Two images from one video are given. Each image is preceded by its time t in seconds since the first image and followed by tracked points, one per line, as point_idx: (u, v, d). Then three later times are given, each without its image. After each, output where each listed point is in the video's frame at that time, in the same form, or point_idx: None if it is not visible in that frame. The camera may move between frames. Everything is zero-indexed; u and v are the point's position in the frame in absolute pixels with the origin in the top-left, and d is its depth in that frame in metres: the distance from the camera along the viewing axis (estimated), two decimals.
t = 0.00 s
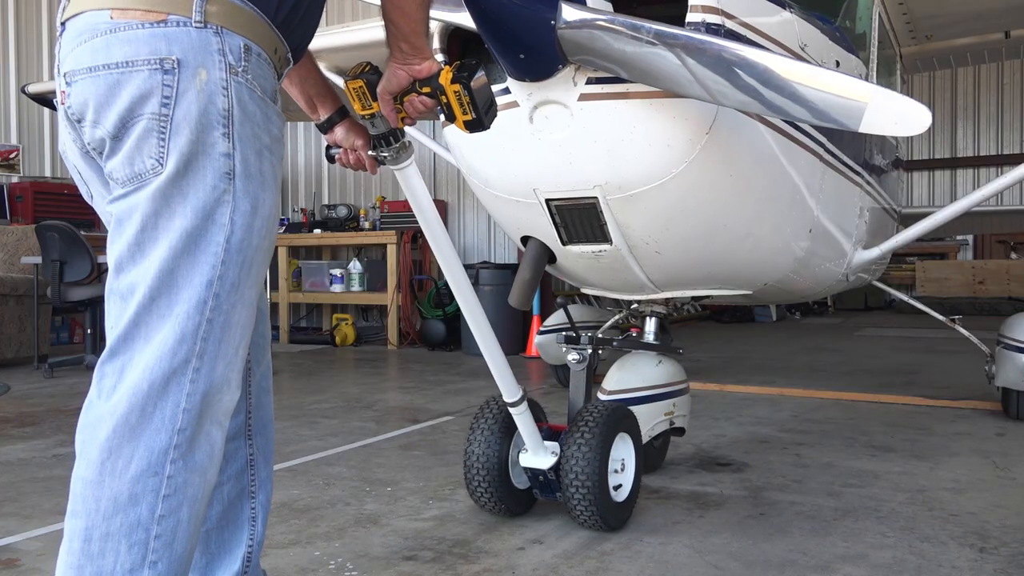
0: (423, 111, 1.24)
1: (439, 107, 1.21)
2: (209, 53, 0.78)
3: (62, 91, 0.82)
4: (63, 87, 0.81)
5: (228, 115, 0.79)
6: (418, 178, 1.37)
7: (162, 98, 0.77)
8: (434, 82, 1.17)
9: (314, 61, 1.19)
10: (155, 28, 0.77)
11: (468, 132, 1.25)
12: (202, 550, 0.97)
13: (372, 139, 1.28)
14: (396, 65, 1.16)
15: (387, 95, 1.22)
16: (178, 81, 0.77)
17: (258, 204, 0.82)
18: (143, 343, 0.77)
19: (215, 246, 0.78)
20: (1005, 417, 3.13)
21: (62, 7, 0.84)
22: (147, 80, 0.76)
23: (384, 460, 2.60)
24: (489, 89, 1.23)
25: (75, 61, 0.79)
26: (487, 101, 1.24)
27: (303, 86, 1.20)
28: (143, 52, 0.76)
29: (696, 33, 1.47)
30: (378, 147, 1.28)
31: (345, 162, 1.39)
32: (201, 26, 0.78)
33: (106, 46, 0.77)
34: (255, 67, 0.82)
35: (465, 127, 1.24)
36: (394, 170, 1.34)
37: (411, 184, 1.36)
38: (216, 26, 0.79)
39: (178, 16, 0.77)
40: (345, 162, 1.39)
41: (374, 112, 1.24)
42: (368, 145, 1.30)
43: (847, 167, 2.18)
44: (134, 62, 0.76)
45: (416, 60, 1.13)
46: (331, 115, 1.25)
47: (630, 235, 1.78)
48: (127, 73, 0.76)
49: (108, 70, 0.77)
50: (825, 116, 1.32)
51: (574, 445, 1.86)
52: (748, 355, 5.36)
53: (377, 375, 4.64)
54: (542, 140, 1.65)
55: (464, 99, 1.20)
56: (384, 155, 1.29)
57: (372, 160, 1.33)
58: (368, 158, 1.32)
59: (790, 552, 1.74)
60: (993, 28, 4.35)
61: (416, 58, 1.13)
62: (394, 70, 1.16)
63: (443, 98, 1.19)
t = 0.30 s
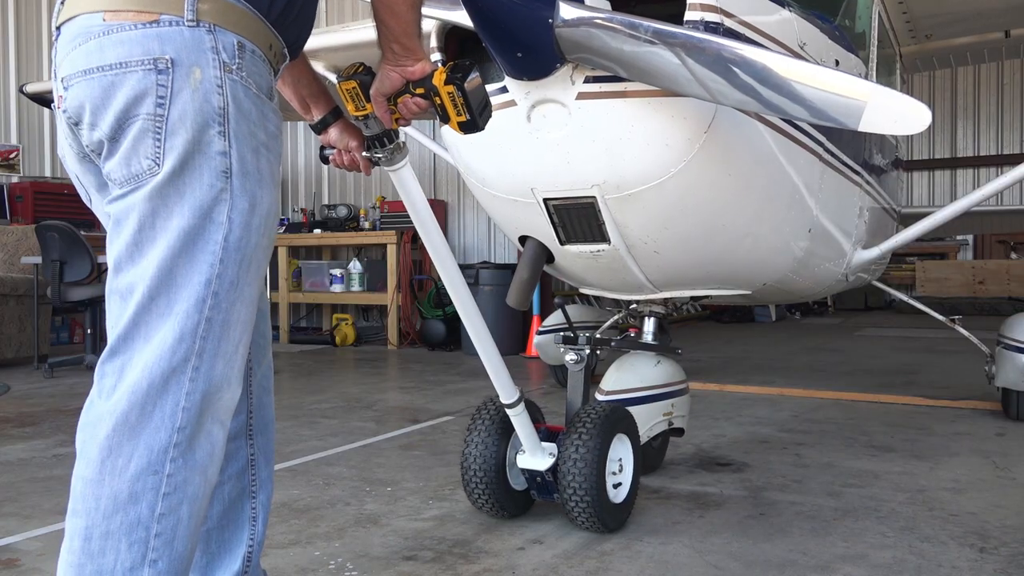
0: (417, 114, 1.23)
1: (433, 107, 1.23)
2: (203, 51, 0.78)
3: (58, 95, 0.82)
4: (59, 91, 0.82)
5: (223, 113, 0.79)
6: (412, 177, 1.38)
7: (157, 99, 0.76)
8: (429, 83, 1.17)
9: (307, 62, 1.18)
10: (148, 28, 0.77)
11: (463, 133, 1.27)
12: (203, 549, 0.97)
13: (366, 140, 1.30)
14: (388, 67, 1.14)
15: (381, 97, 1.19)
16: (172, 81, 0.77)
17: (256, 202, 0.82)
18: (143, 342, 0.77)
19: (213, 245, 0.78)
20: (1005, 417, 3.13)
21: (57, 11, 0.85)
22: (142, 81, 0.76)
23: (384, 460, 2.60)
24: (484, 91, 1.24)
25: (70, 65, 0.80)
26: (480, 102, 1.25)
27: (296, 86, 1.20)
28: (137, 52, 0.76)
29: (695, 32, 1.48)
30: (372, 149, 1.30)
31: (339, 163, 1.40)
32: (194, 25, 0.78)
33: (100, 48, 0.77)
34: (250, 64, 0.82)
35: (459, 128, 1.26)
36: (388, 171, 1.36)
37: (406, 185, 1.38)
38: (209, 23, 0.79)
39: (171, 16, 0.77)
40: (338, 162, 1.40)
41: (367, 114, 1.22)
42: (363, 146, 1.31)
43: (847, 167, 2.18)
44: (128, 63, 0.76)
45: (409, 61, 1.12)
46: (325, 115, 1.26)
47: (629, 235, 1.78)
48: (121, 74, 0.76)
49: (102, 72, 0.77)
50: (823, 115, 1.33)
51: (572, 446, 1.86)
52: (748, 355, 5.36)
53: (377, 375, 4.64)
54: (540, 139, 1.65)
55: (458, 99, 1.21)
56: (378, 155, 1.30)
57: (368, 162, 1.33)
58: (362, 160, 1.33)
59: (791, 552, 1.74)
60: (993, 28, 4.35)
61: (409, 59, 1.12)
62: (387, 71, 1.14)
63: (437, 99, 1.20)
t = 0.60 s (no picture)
0: (412, 111, 1.22)
1: (427, 105, 1.21)
2: (196, 48, 0.78)
3: (50, 93, 0.82)
4: (51, 89, 0.82)
5: (217, 109, 0.79)
6: (406, 176, 1.39)
7: (151, 95, 0.77)
8: (422, 80, 1.16)
9: (301, 60, 1.18)
10: (140, 24, 0.77)
11: (457, 131, 1.24)
12: (202, 551, 0.97)
13: (360, 139, 1.30)
14: (382, 64, 1.14)
15: (375, 95, 1.20)
16: (166, 77, 0.77)
17: (250, 200, 0.82)
18: (139, 341, 0.77)
19: (208, 243, 0.78)
20: (1005, 418, 3.13)
21: (48, 9, 0.85)
22: (134, 77, 0.76)
23: (384, 460, 2.60)
24: (479, 89, 1.23)
25: (62, 62, 0.80)
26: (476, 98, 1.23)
27: (290, 84, 1.19)
28: (129, 48, 0.76)
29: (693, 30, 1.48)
30: (367, 147, 1.29)
31: (333, 162, 1.38)
32: (187, 20, 0.78)
33: (92, 45, 0.77)
34: (243, 60, 0.82)
35: (454, 127, 1.24)
36: (383, 170, 1.36)
37: (400, 182, 1.38)
38: (202, 19, 0.79)
39: (163, 12, 0.77)
40: (333, 162, 1.38)
41: (361, 112, 1.23)
42: (357, 145, 1.30)
43: (847, 166, 2.18)
44: (120, 59, 0.76)
45: (403, 59, 1.13)
46: (319, 114, 1.25)
47: (627, 235, 1.78)
48: (114, 71, 0.76)
49: (95, 69, 0.77)
50: (822, 114, 1.33)
51: (569, 447, 1.86)
52: (749, 355, 5.36)
53: (377, 375, 4.64)
54: (537, 137, 1.65)
55: (453, 97, 1.19)
56: (372, 154, 1.30)
57: (362, 160, 1.31)
58: (356, 159, 1.32)
59: (791, 552, 1.74)
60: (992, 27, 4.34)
61: (402, 57, 1.12)
62: (382, 69, 1.15)
63: (431, 97, 1.19)
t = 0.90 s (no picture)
0: (407, 110, 1.21)
1: (423, 103, 1.20)
2: (189, 45, 0.78)
3: (42, 93, 0.82)
4: (42, 89, 0.82)
5: (211, 108, 0.79)
6: (403, 175, 1.36)
7: (144, 94, 0.77)
8: (417, 79, 1.17)
9: (296, 59, 1.20)
10: (132, 23, 0.77)
11: (452, 130, 1.24)
12: (201, 551, 0.97)
13: (356, 137, 1.29)
14: (377, 62, 1.14)
15: (370, 93, 1.19)
16: (158, 76, 0.77)
17: (245, 199, 0.82)
18: (134, 342, 0.77)
19: (203, 242, 0.78)
20: (1005, 418, 3.13)
21: (38, 10, 0.85)
22: (127, 76, 0.76)
23: (384, 460, 2.60)
24: (474, 88, 1.22)
25: (53, 62, 0.80)
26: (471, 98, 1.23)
27: (284, 83, 1.21)
28: (121, 47, 0.76)
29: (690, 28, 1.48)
30: (362, 146, 1.28)
31: (327, 160, 1.38)
32: (179, 18, 0.78)
33: (83, 44, 0.77)
34: (237, 57, 0.82)
35: (449, 125, 1.23)
36: (378, 169, 1.34)
37: (396, 182, 1.36)
38: (195, 16, 0.79)
39: (156, 9, 0.77)
40: (327, 161, 1.38)
41: (356, 110, 1.21)
42: (352, 144, 1.31)
43: (847, 165, 2.18)
44: (113, 58, 0.76)
45: (397, 56, 1.13)
46: (313, 112, 1.27)
47: (625, 235, 1.78)
48: (106, 69, 0.76)
49: (86, 68, 0.77)
50: (821, 113, 1.33)
51: (566, 447, 1.86)
52: (749, 355, 5.36)
53: (377, 375, 4.64)
54: (534, 137, 1.65)
55: (448, 96, 1.18)
56: (367, 153, 1.29)
57: (357, 159, 1.32)
58: (351, 158, 1.32)
59: (791, 552, 1.74)
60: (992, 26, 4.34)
61: (396, 54, 1.12)
62: (375, 67, 1.15)
63: (427, 95, 1.18)
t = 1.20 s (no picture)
0: (400, 109, 1.19)
1: (416, 102, 1.17)
2: (184, 44, 0.78)
3: (36, 93, 0.82)
4: (37, 89, 0.81)
5: (207, 107, 0.79)
6: (397, 175, 1.38)
7: (140, 93, 0.76)
8: (411, 78, 1.14)
9: (289, 60, 1.21)
10: (127, 22, 0.77)
11: (448, 129, 1.21)
12: (200, 551, 0.97)
13: (349, 137, 1.28)
14: (369, 60, 1.13)
15: (363, 93, 1.17)
16: (154, 75, 0.77)
17: (241, 198, 0.82)
18: (133, 342, 0.77)
19: (200, 242, 0.78)
20: (1005, 418, 3.13)
21: (32, 9, 0.85)
22: (122, 75, 0.76)
23: (384, 460, 2.60)
24: (469, 86, 1.19)
25: (47, 61, 0.80)
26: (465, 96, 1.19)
27: (277, 83, 1.22)
28: (117, 46, 0.76)
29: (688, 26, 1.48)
30: (355, 145, 1.28)
31: (321, 160, 1.38)
32: (174, 16, 0.78)
33: (78, 43, 0.77)
34: (232, 56, 0.82)
35: (444, 125, 1.20)
36: (372, 169, 1.34)
37: (389, 180, 1.37)
38: (190, 15, 0.79)
39: (150, 8, 0.77)
40: (321, 160, 1.38)
41: (349, 109, 1.20)
42: (345, 144, 1.30)
43: (846, 165, 2.18)
44: (108, 57, 0.76)
45: (390, 55, 1.13)
46: (307, 111, 1.28)
47: (622, 235, 1.78)
48: (101, 69, 0.76)
49: (81, 68, 0.77)
50: (820, 113, 1.32)
51: (563, 448, 1.86)
52: (749, 355, 5.36)
53: (377, 375, 4.64)
54: (532, 136, 1.65)
55: (442, 95, 1.15)
56: (361, 153, 1.29)
57: (351, 158, 1.32)
58: (345, 157, 1.32)
59: (790, 552, 1.74)
60: (992, 25, 4.34)
61: (389, 53, 1.12)
62: (368, 66, 1.14)
63: (419, 94, 1.15)
